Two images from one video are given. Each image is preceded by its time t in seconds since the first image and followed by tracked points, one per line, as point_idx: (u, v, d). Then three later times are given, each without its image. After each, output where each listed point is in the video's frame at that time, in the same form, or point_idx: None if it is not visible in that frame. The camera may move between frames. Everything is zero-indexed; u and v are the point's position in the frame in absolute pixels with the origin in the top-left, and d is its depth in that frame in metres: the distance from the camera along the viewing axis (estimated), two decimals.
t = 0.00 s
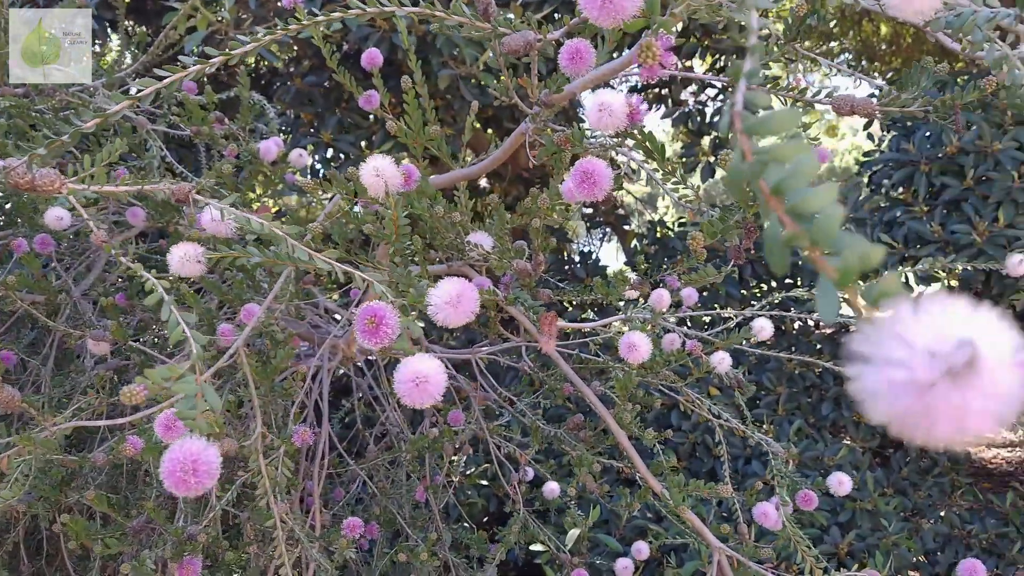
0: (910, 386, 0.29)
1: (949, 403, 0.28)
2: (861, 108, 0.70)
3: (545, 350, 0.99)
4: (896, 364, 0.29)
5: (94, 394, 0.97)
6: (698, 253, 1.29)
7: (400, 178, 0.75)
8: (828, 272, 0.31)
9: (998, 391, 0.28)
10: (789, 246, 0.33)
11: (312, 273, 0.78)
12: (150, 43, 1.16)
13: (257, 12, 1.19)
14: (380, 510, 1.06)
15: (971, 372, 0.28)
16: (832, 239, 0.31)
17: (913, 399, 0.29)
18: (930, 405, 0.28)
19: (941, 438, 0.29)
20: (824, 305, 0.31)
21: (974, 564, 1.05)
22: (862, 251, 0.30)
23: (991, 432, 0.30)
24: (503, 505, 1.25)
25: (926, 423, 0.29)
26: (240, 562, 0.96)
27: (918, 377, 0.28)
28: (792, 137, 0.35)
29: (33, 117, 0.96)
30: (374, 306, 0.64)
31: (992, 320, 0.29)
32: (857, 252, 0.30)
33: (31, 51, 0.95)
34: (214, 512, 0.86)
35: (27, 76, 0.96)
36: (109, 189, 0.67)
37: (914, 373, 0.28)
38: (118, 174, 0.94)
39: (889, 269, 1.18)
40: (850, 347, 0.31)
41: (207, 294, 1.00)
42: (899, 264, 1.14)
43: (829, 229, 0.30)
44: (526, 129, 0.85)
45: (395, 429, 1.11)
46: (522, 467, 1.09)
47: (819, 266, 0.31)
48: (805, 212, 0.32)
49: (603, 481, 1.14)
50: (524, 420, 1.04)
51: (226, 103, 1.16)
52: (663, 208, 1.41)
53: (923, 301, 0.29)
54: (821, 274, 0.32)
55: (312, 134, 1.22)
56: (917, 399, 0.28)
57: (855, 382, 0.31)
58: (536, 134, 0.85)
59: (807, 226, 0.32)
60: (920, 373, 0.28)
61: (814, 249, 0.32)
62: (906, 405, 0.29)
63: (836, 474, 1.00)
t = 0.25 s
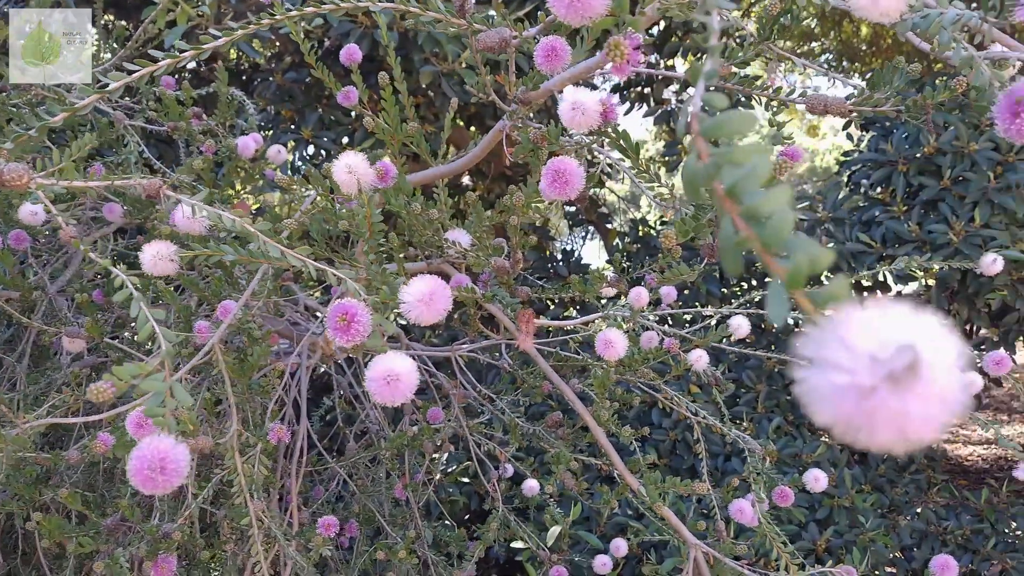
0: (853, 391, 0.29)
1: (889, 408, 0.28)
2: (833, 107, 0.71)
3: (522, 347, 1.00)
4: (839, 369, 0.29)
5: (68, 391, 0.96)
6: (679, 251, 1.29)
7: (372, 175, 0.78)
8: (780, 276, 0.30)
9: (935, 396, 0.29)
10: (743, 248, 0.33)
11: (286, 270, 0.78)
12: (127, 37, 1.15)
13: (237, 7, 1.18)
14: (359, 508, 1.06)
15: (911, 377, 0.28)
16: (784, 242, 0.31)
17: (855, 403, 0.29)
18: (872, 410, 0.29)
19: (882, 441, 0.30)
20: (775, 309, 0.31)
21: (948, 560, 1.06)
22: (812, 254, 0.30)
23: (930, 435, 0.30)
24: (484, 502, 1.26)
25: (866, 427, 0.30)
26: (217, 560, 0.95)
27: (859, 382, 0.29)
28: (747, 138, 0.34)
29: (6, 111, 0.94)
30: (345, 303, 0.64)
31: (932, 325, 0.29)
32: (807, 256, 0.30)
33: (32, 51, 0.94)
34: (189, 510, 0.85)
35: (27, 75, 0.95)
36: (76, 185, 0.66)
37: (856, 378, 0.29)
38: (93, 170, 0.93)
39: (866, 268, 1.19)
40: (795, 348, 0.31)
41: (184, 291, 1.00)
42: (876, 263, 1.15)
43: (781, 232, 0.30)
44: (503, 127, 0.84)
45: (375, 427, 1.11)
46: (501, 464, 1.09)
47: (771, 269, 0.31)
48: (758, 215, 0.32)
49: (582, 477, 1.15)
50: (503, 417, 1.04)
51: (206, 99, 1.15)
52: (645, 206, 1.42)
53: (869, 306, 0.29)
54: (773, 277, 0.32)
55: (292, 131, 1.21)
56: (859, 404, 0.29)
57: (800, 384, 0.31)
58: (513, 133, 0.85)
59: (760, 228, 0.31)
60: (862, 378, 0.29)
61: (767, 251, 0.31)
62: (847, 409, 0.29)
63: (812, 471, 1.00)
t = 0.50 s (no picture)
0: (804, 384, 0.30)
1: (838, 401, 0.30)
2: (807, 106, 0.70)
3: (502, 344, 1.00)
4: (790, 363, 0.30)
5: (42, 388, 0.95)
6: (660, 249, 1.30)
7: (342, 170, 0.79)
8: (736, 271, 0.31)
9: (883, 390, 0.30)
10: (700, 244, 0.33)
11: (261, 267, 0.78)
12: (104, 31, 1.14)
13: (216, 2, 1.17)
14: (339, 505, 1.06)
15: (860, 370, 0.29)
16: (740, 238, 0.31)
17: (806, 396, 0.30)
18: (823, 402, 0.30)
19: (832, 433, 0.31)
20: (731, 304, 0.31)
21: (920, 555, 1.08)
22: (767, 251, 0.30)
23: (878, 428, 0.31)
24: (465, 499, 1.26)
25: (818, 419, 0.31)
26: (194, 558, 0.95)
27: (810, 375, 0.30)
28: (706, 135, 0.34)
29: None
30: (317, 299, 0.64)
31: (879, 322, 0.31)
32: (762, 252, 0.30)
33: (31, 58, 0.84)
34: (165, 507, 0.85)
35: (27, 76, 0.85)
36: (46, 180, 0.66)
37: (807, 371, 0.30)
38: (68, 165, 0.92)
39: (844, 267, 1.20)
40: (750, 344, 0.33)
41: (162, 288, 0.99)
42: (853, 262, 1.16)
43: (737, 228, 0.30)
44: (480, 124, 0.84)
45: (354, 424, 1.11)
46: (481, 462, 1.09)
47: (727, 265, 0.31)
48: (715, 210, 0.32)
49: (562, 474, 1.15)
50: (482, 414, 1.04)
51: (185, 94, 1.15)
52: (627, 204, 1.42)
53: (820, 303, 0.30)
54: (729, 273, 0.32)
55: (273, 127, 1.21)
56: (810, 397, 0.30)
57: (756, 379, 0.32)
58: (489, 129, 0.84)
59: (716, 224, 0.31)
60: (812, 371, 0.30)
61: (723, 248, 0.32)
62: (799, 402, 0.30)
63: (788, 468, 1.01)
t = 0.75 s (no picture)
0: (744, 370, 0.29)
1: (777, 387, 0.29)
2: (782, 106, 0.70)
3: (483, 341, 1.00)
4: (730, 349, 0.30)
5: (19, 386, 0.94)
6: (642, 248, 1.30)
7: (317, 167, 0.80)
8: (686, 262, 0.32)
9: (825, 378, 0.30)
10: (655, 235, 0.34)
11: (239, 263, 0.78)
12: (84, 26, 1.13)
13: None
14: (319, 503, 1.06)
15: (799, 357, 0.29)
16: (691, 231, 0.32)
17: (746, 384, 0.30)
18: (761, 389, 0.29)
19: (772, 419, 0.30)
20: (680, 293, 0.32)
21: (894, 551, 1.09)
22: (716, 243, 0.31)
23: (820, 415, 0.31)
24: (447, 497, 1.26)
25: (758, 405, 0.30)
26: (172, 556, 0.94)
27: (750, 362, 0.29)
28: (668, 129, 0.35)
29: None
30: (293, 296, 0.64)
31: (823, 310, 0.31)
32: (711, 244, 0.31)
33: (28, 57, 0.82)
34: (143, 505, 0.84)
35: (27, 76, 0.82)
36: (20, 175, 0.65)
37: (746, 358, 0.29)
38: (46, 161, 0.91)
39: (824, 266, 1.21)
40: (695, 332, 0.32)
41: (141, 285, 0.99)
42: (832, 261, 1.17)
43: (688, 220, 0.31)
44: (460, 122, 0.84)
45: (335, 422, 1.11)
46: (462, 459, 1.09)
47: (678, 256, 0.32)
48: (669, 203, 0.33)
49: (543, 472, 1.15)
50: (464, 412, 1.04)
51: (167, 91, 1.14)
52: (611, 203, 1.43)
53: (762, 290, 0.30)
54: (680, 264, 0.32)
55: (255, 124, 1.20)
56: (750, 383, 0.29)
57: (700, 365, 0.32)
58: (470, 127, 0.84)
59: (670, 217, 0.32)
60: (751, 358, 0.29)
61: (676, 239, 0.33)
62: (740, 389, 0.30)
63: (766, 465, 1.02)
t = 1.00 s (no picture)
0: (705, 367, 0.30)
1: (735, 383, 0.30)
2: (764, 109, 0.69)
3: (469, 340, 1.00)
4: (693, 346, 0.30)
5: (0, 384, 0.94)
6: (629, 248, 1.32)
7: (304, 167, 0.81)
8: (653, 260, 0.32)
9: (779, 372, 0.31)
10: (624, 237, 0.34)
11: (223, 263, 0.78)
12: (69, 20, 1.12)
13: None
14: (304, 501, 1.06)
15: (757, 353, 0.30)
16: (659, 231, 0.32)
17: (706, 378, 0.31)
18: (722, 385, 0.30)
19: (729, 410, 0.32)
20: (646, 291, 0.32)
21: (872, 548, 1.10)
22: (681, 242, 0.31)
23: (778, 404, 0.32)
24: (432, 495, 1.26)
25: (717, 398, 0.32)
26: (157, 555, 0.94)
27: (707, 358, 0.30)
28: (636, 135, 0.36)
29: None
30: (276, 296, 0.65)
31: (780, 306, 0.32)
32: (676, 243, 0.31)
33: (29, 55, 0.80)
34: (127, 503, 0.84)
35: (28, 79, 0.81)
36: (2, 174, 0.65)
37: (708, 355, 0.30)
38: (30, 159, 0.91)
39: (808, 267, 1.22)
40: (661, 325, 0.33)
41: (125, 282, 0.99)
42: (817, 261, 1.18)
43: (654, 220, 0.32)
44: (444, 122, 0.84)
45: (321, 420, 1.11)
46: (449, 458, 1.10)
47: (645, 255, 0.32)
48: (637, 204, 0.33)
49: (529, 469, 1.16)
50: (449, 410, 1.05)
51: (153, 88, 1.14)
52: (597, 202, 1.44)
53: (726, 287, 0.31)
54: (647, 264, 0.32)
55: (241, 121, 1.20)
56: (711, 380, 0.30)
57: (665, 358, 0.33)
58: (454, 128, 0.85)
59: (638, 218, 0.33)
60: (710, 355, 0.30)
61: (644, 240, 0.33)
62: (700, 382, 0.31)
63: (748, 463, 1.03)
